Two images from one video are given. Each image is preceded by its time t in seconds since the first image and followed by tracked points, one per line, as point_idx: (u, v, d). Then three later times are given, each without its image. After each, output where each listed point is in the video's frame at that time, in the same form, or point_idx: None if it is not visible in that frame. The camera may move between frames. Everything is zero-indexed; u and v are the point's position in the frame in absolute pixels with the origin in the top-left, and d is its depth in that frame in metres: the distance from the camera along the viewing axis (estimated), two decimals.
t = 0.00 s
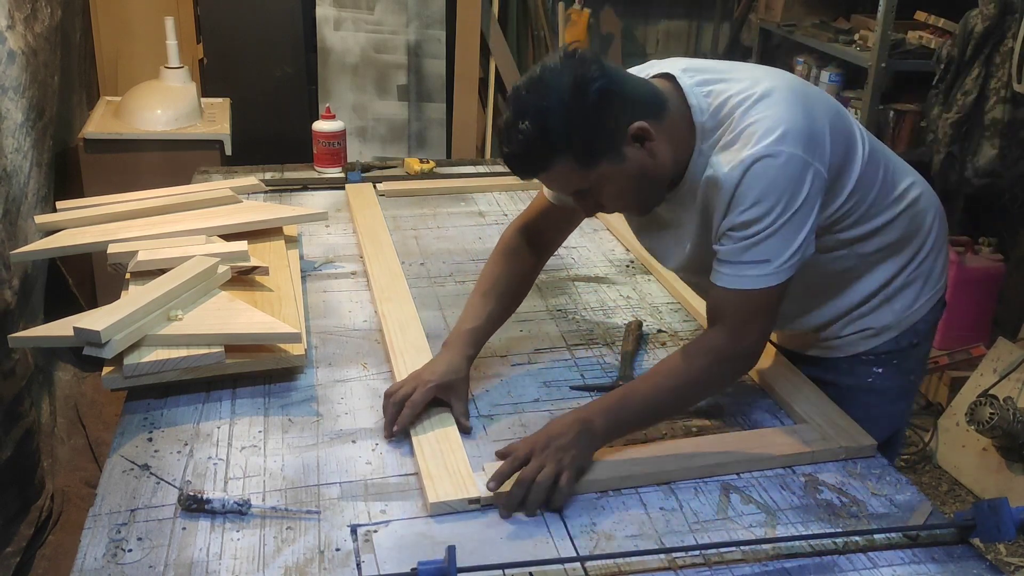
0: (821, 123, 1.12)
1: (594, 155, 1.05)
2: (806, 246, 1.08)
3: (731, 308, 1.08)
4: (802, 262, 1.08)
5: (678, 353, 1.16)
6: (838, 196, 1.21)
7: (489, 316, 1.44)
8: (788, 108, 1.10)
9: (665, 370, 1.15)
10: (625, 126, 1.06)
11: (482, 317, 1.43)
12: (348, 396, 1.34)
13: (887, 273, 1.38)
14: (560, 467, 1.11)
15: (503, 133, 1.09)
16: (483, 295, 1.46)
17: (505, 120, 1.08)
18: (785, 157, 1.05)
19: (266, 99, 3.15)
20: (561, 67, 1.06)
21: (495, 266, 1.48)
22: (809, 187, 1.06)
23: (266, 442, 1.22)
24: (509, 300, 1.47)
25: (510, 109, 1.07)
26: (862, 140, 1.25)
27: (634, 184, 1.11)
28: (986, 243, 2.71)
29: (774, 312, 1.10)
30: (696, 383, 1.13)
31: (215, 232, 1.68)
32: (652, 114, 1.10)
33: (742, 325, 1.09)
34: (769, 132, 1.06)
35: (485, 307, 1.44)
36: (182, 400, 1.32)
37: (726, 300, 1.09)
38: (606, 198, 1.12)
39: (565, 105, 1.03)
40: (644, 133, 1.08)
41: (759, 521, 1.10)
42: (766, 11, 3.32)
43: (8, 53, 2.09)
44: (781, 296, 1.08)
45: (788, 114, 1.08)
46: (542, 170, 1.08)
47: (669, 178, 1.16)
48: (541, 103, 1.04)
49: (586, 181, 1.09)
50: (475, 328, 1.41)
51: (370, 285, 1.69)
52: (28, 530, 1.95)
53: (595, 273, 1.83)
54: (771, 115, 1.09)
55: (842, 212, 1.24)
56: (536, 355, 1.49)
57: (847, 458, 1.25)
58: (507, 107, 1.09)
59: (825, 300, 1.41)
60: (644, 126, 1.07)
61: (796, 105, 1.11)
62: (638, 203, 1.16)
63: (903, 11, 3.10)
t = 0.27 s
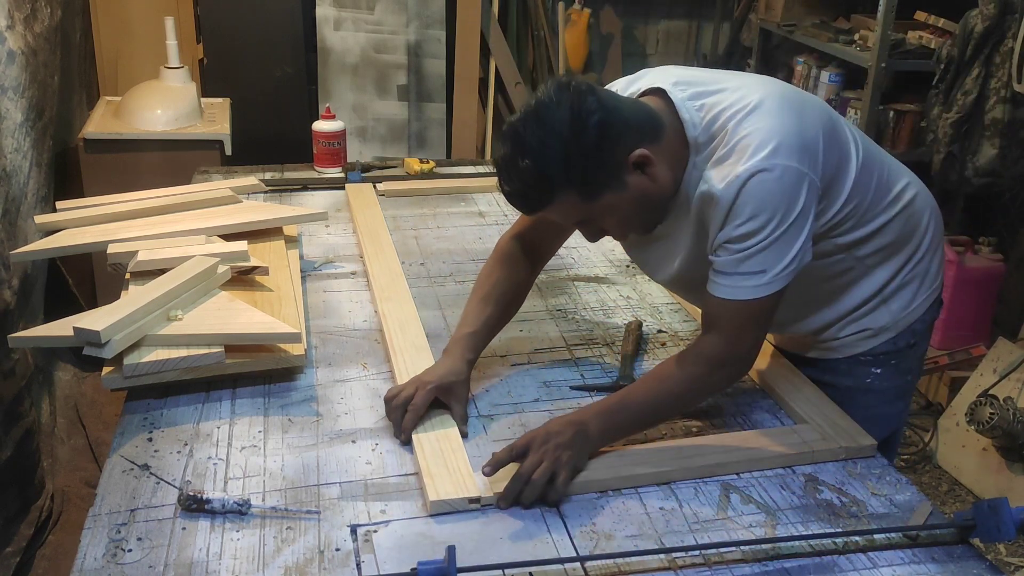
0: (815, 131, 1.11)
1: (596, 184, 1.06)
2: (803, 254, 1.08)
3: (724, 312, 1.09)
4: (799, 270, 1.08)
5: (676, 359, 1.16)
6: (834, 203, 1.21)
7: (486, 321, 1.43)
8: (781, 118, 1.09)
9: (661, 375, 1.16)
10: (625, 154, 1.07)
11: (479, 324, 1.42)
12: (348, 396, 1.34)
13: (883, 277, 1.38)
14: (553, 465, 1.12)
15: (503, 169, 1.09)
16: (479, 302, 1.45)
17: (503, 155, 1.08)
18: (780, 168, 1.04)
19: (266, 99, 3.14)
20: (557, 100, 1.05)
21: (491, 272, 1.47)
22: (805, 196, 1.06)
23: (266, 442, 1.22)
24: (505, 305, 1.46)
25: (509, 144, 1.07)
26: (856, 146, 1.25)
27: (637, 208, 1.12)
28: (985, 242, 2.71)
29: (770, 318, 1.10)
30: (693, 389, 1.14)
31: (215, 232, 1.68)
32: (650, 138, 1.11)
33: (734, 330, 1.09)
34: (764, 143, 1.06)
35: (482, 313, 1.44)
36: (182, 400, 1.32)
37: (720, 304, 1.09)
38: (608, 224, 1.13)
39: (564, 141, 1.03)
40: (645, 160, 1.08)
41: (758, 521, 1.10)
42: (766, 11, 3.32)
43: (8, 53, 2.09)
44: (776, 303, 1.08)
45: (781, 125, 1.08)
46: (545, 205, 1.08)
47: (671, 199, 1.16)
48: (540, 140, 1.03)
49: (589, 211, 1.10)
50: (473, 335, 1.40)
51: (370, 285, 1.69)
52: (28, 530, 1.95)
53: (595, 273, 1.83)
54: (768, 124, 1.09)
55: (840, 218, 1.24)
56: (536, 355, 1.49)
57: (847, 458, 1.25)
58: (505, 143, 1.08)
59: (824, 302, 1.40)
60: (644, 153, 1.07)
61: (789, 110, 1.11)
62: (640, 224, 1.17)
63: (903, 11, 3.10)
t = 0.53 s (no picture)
0: (818, 133, 1.11)
1: (600, 185, 1.05)
2: (805, 256, 1.08)
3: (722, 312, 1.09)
4: (802, 272, 1.08)
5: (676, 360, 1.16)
6: (835, 204, 1.21)
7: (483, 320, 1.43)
8: (785, 120, 1.09)
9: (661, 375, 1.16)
10: (628, 154, 1.06)
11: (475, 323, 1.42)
12: (348, 396, 1.34)
13: (881, 277, 1.37)
14: (553, 464, 1.12)
15: (505, 172, 1.08)
16: (476, 301, 1.45)
17: (505, 159, 1.07)
18: (784, 170, 1.04)
19: (266, 99, 3.14)
20: (558, 103, 1.05)
21: (487, 271, 1.47)
22: (809, 198, 1.06)
23: (266, 442, 1.22)
24: (502, 304, 1.46)
25: (511, 146, 1.06)
26: (857, 147, 1.25)
27: (639, 210, 1.12)
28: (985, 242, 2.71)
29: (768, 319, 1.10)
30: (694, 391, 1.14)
31: (215, 232, 1.68)
32: (651, 138, 1.10)
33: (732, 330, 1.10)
34: (768, 145, 1.06)
35: (479, 312, 1.44)
36: (182, 400, 1.32)
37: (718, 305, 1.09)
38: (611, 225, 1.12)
39: (568, 142, 1.02)
40: (648, 160, 1.08)
41: (758, 521, 1.10)
42: (766, 11, 3.32)
43: (8, 53, 2.09)
44: (776, 304, 1.08)
45: (785, 127, 1.08)
46: (549, 207, 1.08)
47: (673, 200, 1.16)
48: (542, 143, 1.03)
49: (592, 213, 1.09)
50: (470, 334, 1.41)
51: (370, 285, 1.69)
52: (28, 530, 1.95)
53: (595, 273, 1.83)
54: (769, 120, 1.09)
55: (841, 219, 1.24)
56: (536, 355, 1.49)
57: (847, 458, 1.25)
58: (507, 147, 1.08)
59: (824, 302, 1.40)
60: (647, 154, 1.07)
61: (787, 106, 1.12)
62: (643, 226, 1.16)
63: (903, 11, 3.10)
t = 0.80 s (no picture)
0: (818, 134, 1.12)
1: (598, 177, 1.05)
2: (804, 255, 1.08)
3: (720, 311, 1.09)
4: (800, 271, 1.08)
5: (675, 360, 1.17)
6: (835, 204, 1.21)
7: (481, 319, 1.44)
8: (786, 120, 1.10)
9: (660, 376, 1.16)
10: (626, 146, 1.06)
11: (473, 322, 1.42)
12: (348, 396, 1.34)
13: (880, 277, 1.37)
14: (553, 464, 1.12)
15: (502, 163, 1.07)
16: (474, 299, 1.46)
17: (502, 151, 1.07)
18: (786, 169, 1.04)
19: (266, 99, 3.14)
20: (556, 94, 1.04)
21: (484, 269, 1.48)
22: (809, 198, 1.06)
23: (266, 442, 1.22)
24: (499, 302, 1.46)
25: (509, 137, 1.05)
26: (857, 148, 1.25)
27: (636, 204, 1.11)
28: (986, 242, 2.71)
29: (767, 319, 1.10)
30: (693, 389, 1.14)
31: (215, 231, 1.68)
32: (649, 132, 1.10)
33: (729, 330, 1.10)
34: (769, 144, 1.06)
35: (477, 311, 1.44)
36: (182, 401, 1.32)
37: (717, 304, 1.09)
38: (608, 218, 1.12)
39: (565, 133, 1.02)
40: (645, 153, 1.07)
41: (758, 521, 1.10)
42: (766, 11, 3.32)
43: (8, 53, 2.10)
44: (776, 304, 1.08)
45: (786, 126, 1.08)
46: (545, 199, 1.07)
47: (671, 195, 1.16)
48: (540, 134, 1.02)
49: (589, 205, 1.09)
50: (469, 334, 1.41)
51: (371, 285, 1.69)
52: (28, 530, 1.95)
53: (595, 273, 1.83)
54: (769, 119, 1.10)
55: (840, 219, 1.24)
56: (537, 355, 1.50)
57: (847, 458, 1.25)
58: (504, 138, 1.07)
59: (823, 302, 1.40)
60: (644, 147, 1.07)
61: (787, 105, 1.12)
62: (640, 221, 1.16)
63: (903, 11, 3.10)
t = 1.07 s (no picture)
0: (822, 130, 1.12)
1: (594, 160, 1.04)
2: (801, 254, 1.08)
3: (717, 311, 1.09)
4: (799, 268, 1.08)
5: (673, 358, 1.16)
6: (834, 203, 1.21)
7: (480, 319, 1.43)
8: (792, 114, 1.09)
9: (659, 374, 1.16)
10: (625, 129, 1.05)
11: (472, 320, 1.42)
12: (348, 396, 1.34)
13: (878, 276, 1.37)
14: (552, 463, 1.12)
15: (500, 141, 1.08)
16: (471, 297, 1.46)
17: (501, 129, 1.07)
18: (789, 164, 1.04)
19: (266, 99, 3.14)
20: (556, 74, 1.05)
21: (482, 268, 1.49)
22: (811, 194, 1.06)
23: (266, 442, 1.22)
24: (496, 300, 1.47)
25: (508, 115, 1.06)
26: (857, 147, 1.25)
27: (635, 189, 1.11)
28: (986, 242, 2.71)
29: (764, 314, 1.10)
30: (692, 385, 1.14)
31: (215, 232, 1.68)
32: (650, 117, 1.10)
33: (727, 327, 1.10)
34: (774, 138, 1.06)
35: (474, 309, 1.44)
36: (182, 401, 1.32)
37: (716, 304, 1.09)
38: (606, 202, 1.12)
39: (562, 113, 1.02)
40: (644, 138, 1.07)
41: (758, 522, 1.10)
42: (767, 11, 3.32)
43: (8, 54, 2.10)
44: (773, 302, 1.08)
45: (791, 121, 1.08)
46: (543, 180, 1.08)
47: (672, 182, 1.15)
48: (538, 113, 1.03)
49: (587, 189, 1.09)
50: (467, 332, 1.41)
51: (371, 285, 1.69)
52: (28, 530, 1.95)
53: (595, 273, 1.83)
54: (772, 113, 1.09)
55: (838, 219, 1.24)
56: (537, 355, 1.50)
57: (847, 458, 1.25)
58: (503, 116, 1.08)
59: (821, 302, 1.40)
60: (643, 130, 1.06)
61: (791, 99, 1.12)
62: (640, 207, 1.15)
63: (903, 11, 3.10)
